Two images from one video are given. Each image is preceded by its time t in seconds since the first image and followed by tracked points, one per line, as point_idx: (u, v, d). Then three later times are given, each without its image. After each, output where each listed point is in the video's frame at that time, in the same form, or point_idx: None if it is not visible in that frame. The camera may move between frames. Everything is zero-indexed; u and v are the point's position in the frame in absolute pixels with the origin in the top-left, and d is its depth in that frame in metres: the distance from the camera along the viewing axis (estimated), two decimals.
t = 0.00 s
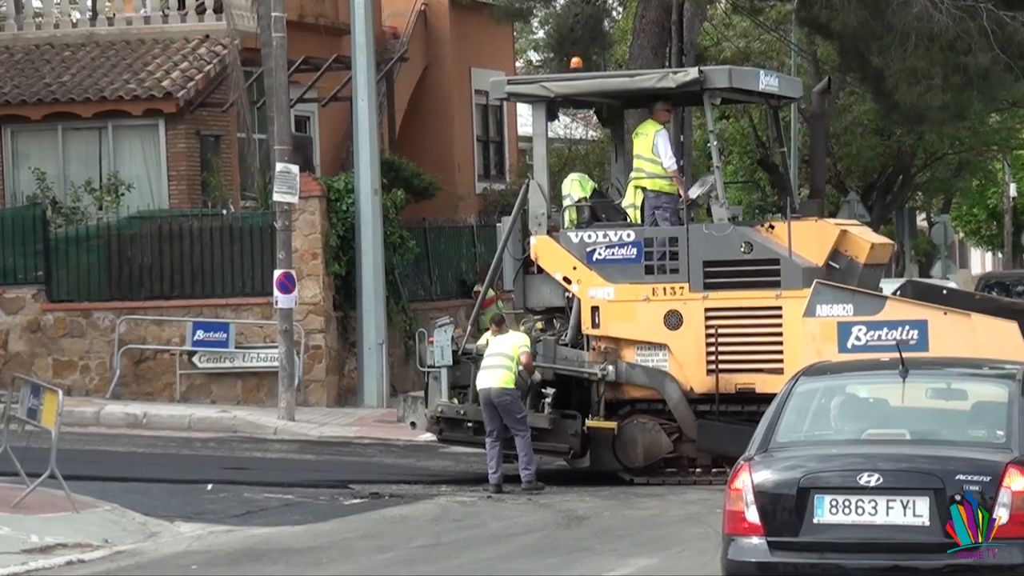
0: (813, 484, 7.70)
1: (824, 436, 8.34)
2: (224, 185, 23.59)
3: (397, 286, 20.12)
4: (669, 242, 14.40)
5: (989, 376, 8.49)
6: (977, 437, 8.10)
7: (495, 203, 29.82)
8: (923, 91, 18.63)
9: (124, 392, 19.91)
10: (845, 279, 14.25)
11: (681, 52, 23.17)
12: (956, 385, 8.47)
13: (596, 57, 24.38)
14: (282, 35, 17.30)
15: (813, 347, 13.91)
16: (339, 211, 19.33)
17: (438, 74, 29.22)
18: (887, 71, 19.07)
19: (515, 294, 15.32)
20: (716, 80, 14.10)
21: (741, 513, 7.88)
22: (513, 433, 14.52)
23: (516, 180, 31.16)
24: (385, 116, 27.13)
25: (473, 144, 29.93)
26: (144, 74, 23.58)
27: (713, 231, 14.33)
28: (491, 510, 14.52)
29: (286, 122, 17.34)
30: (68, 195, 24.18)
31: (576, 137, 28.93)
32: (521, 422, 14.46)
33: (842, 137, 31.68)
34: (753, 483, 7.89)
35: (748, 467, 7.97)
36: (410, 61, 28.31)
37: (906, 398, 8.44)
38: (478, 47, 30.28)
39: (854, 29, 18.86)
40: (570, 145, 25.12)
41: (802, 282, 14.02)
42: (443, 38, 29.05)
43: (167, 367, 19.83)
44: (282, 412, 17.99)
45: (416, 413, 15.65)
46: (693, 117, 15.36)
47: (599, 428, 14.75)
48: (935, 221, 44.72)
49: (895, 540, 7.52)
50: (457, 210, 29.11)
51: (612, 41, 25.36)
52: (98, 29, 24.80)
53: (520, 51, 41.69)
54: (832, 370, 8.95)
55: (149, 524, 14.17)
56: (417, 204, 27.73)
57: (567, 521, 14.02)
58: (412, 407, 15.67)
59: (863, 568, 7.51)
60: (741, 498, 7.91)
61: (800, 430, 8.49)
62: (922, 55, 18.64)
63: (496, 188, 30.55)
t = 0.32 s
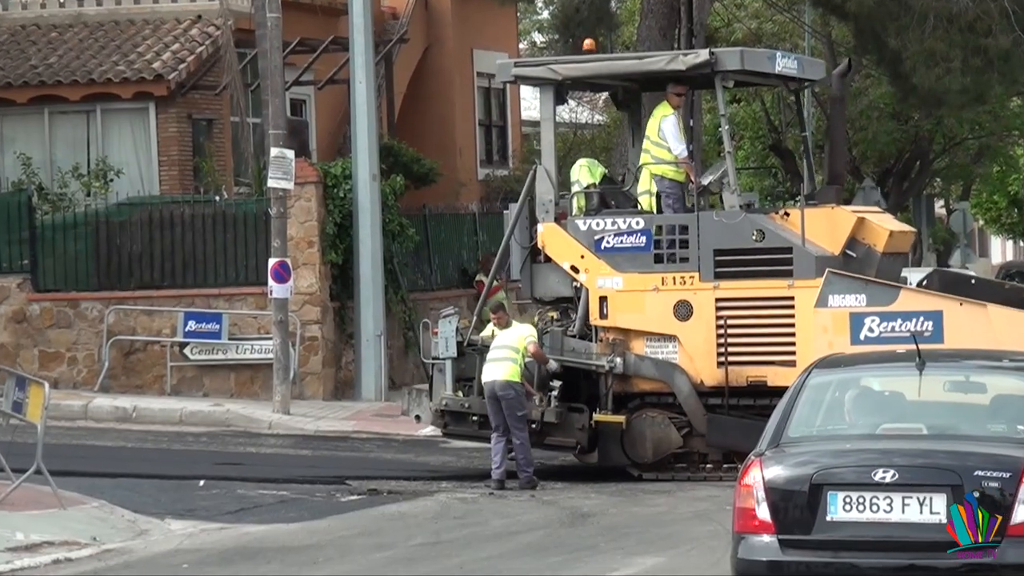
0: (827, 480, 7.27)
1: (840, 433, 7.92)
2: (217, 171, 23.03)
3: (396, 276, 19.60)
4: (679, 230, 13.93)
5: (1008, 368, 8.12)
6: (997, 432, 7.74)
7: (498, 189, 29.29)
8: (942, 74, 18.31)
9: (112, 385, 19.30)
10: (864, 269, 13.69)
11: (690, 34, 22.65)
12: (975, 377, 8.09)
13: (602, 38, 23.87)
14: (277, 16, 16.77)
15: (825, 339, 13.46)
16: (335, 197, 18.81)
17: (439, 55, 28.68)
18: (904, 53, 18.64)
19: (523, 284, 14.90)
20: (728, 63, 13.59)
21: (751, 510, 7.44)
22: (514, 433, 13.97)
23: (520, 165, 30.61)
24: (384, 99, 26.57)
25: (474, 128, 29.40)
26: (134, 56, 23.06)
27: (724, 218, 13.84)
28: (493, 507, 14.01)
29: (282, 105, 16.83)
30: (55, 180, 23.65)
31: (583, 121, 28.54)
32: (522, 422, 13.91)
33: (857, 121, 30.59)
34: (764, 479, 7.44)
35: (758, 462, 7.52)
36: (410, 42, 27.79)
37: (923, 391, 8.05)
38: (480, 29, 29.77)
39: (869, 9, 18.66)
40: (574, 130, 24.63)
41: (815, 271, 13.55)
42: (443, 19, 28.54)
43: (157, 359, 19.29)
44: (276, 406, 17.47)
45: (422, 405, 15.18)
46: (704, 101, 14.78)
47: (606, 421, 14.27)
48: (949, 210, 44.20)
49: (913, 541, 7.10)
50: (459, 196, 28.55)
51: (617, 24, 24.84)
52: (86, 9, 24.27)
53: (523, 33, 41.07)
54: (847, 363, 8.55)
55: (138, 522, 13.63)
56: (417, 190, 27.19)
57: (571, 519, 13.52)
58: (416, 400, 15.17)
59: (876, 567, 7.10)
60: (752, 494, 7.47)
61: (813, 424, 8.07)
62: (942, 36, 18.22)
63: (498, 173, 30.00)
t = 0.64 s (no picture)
0: (836, 474, 7.04)
1: (850, 423, 7.71)
2: (205, 153, 22.47)
3: (390, 262, 19.06)
4: (686, 215, 13.41)
5: None
6: (1014, 425, 7.51)
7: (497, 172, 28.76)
8: (958, 54, 17.97)
9: (95, 374, 18.80)
10: (877, 256, 13.14)
11: (696, 13, 22.13)
12: (992, 369, 7.87)
13: (606, 17, 23.33)
14: None
15: (831, 329, 12.99)
16: (328, 180, 18.27)
17: (436, 34, 28.17)
18: (919, 32, 18.22)
19: (526, 272, 14.32)
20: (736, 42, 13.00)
21: (758, 505, 7.21)
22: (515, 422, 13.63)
23: (519, 148, 30.05)
24: (378, 79, 25.99)
25: (473, 109, 28.85)
26: (118, 34, 22.49)
27: (732, 203, 13.30)
28: (490, 502, 13.49)
29: (272, 85, 16.32)
30: (36, 162, 23.07)
31: (584, 100, 28.03)
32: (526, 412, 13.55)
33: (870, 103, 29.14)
34: (772, 473, 7.21)
35: (766, 457, 7.30)
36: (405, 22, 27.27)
37: (937, 383, 7.83)
38: (480, 8, 29.25)
39: None
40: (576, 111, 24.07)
41: (824, 259, 13.02)
42: None
43: (143, 347, 18.75)
44: (266, 396, 16.94)
45: (422, 396, 14.58)
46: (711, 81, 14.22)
47: (609, 413, 13.76)
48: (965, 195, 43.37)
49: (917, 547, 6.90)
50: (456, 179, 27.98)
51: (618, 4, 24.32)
52: None
53: (521, 12, 40.39)
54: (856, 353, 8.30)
55: (122, 517, 13.11)
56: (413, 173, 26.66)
57: (570, 515, 13.01)
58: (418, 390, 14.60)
59: (889, 566, 6.87)
60: (758, 489, 7.24)
61: (822, 417, 7.84)
62: (958, 15, 17.87)
63: (496, 156, 29.44)
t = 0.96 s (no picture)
0: (850, 467, 6.71)
1: (865, 415, 7.36)
2: (195, 133, 21.92)
3: (387, 246, 18.53)
4: (695, 198, 12.91)
5: None
6: None
7: (497, 152, 28.23)
8: (976, 31, 17.48)
9: (80, 362, 18.25)
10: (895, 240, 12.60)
11: None
12: (1011, 359, 7.51)
13: None
14: None
15: (842, 316, 12.50)
16: (322, 161, 17.72)
17: (435, 8, 27.74)
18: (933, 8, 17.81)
19: (532, 257, 13.89)
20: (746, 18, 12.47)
21: (768, 499, 6.88)
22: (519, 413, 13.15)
23: (520, 128, 29.49)
24: (374, 56, 25.47)
25: (473, 87, 28.30)
26: (104, 10, 21.94)
27: (742, 185, 12.80)
28: (489, 495, 12.99)
29: (264, 63, 15.82)
30: (19, 141, 22.50)
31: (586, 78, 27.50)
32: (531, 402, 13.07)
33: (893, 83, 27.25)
34: (783, 466, 6.89)
35: (777, 449, 6.96)
36: None
37: (953, 373, 7.47)
38: None
39: None
40: (580, 91, 23.54)
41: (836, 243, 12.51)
42: None
43: (129, 335, 18.21)
44: (258, 385, 16.42)
45: (426, 385, 14.06)
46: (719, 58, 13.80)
47: (616, 403, 13.32)
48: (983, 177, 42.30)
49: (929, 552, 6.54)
50: (455, 160, 27.44)
51: None
52: None
53: None
54: (870, 341, 7.97)
55: (108, 510, 12.59)
56: (409, 154, 26.13)
57: (574, 509, 12.52)
58: (420, 378, 14.11)
59: (905, 562, 6.53)
60: (769, 483, 6.91)
61: (835, 408, 7.50)
62: None
63: (497, 136, 28.91)
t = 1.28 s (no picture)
0: (867, 468, 6.68)
1: (883, 413, 7.28)
2: (187, 120, 21.43)
3: (386, 238, 18.05)
4: (707, 188, 12.47)
5: None
6: None
7: (500, 142, 27.70)
8: (998, 16, 17.05)
9: (68, 357, 17.79)
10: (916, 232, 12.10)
11: None
12: None
13: None
14: None
15: (854, 311, 12.00)
16: (318, 149, 17.20)
17: None
18: None
19: (544, 249, 13.45)
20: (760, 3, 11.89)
21: (782, 501, 6.84)
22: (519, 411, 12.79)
23: (523, 116, 28.97)
24: (374, 41, 24.97)
25: (475, 74, 27.78)
26: None
27: (755, 175, 12.35)
28: (493, 496, 12.53)
29: (260, 48, 15.38)
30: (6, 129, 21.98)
31: (593, 65, 26.99)
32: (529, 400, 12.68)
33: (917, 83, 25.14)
34: (797, 467, 6.85)
35: (791, 449, 6.93)
36: None
37: (976, 371, 7.39)
38: None
39: None
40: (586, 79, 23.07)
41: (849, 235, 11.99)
42: None
43: (120, 330, 17.72)
44: (253, 381, 15.93)
45: (437, 380, 13.77)
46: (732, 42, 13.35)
47: (626, 401, 12.87)
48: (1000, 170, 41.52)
49: (938, 555, 6.56)
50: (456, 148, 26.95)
51: None
52: None
53: None
54: (885, 338, 7.93)
55: (98, 512, 12.12)
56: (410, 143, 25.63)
57: (580, 510, 12.05)
58: (431, 373, 13.80)
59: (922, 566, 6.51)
60: (783, 484, 6.87)
61: (851, 406, 7.44)
62: None
63: (500, 124, 28.38)
